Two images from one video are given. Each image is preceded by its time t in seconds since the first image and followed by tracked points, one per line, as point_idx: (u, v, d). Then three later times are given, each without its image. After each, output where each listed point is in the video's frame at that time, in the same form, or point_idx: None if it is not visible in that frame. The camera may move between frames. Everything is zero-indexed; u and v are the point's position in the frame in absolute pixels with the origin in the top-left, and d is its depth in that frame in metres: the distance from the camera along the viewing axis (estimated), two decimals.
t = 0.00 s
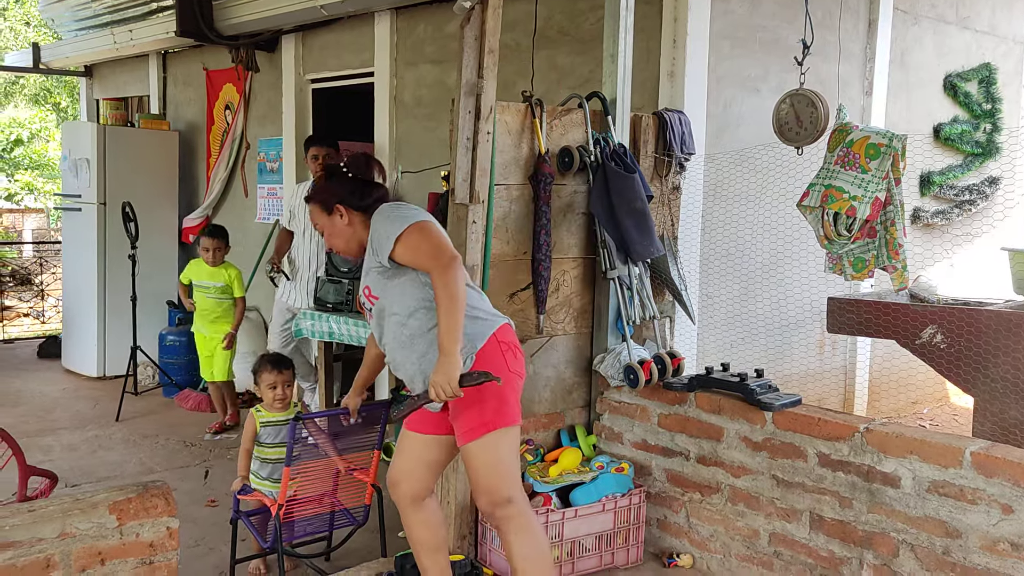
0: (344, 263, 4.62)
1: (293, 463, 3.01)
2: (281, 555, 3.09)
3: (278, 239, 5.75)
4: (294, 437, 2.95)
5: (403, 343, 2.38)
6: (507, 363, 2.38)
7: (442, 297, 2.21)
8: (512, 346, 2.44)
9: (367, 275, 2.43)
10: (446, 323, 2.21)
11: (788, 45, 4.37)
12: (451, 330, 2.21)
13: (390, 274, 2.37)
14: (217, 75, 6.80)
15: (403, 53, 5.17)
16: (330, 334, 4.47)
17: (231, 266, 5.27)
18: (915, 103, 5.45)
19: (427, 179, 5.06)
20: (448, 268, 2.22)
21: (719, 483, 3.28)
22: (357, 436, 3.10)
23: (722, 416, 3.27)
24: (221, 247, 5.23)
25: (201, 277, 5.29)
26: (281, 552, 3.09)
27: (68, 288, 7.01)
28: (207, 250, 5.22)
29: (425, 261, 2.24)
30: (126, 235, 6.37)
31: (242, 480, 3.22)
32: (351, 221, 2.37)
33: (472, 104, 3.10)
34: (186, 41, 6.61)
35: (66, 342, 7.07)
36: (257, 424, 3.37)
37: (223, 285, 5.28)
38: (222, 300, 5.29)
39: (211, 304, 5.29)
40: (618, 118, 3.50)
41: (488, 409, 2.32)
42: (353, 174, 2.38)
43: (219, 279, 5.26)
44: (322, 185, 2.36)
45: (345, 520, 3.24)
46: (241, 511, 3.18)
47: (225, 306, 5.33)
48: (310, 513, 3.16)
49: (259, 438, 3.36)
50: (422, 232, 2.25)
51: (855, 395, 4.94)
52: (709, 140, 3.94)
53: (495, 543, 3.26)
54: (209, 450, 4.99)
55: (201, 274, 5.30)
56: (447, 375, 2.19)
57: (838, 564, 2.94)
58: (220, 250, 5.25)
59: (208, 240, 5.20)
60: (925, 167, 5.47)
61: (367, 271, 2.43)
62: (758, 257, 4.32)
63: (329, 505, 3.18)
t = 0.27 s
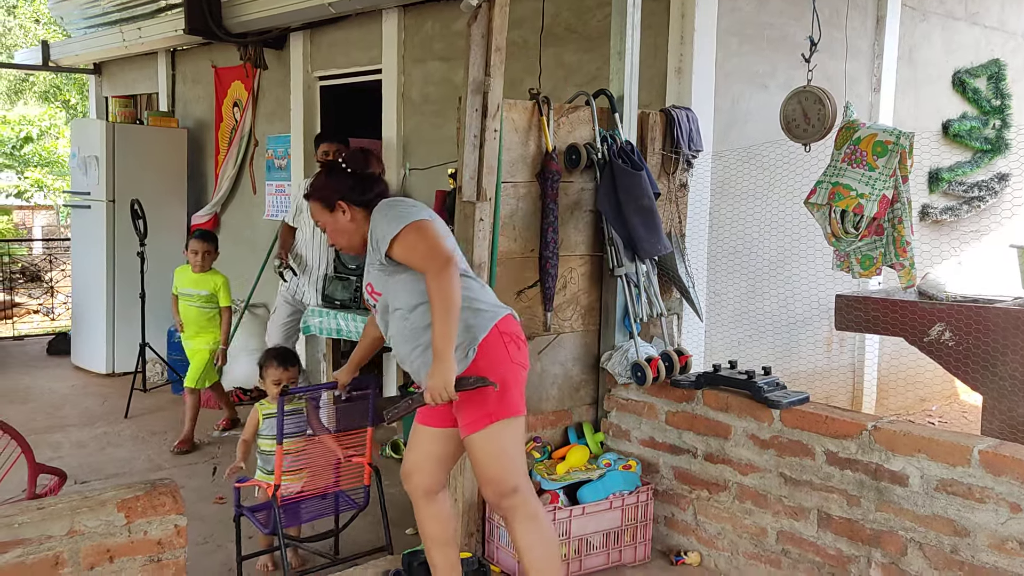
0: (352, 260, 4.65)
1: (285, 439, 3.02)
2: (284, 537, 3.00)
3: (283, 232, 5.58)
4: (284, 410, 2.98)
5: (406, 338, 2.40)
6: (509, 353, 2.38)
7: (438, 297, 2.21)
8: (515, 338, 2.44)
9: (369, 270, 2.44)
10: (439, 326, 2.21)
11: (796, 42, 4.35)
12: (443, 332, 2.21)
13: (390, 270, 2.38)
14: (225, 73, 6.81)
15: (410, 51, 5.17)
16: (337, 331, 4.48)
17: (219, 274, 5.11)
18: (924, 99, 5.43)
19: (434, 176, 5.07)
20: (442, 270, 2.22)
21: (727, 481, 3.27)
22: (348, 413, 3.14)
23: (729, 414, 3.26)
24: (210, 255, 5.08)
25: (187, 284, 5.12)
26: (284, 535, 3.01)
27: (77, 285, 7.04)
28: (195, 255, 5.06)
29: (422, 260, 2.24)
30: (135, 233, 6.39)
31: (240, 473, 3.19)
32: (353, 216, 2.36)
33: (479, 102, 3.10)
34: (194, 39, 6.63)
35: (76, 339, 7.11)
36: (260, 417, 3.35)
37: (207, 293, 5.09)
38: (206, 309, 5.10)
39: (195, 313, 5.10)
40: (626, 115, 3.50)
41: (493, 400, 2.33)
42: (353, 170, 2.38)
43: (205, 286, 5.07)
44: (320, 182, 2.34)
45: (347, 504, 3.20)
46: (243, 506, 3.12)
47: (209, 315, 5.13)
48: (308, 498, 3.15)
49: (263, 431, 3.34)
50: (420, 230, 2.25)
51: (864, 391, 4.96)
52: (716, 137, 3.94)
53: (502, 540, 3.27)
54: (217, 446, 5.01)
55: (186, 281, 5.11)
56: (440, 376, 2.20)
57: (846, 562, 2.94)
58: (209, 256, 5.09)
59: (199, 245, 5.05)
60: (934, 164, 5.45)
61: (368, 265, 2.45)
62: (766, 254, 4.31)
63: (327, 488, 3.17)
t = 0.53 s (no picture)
0: (357, 257, 4.67)
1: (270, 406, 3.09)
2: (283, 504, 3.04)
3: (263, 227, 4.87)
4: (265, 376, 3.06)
5: (414, 332, 2.40)
6: (517, 352, 2.39)
7: (450, 297, 2.21)
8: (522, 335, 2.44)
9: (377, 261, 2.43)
10: (452, 325, 2.21)
11: (803, 38, 4.33)
12: (456, 331, 2.21)
13: (401, 263, 2.37)
14: (232, 71, 6.84)
15: (416, 48, 5.17)
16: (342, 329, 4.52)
17: (200, 265, 5.03)
18: (932, 95, 5.39)
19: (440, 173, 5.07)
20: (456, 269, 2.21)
21: (732, 478, 3.27)
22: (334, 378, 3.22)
23: (735, 412, 3.26)
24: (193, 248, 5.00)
25: (167, 276, 5.03)
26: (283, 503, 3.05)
27: (88, 282, 7.09)
28: (176, 246, 4.97)
29: (435, 259, 2.23)
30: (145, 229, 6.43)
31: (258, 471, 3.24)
32: (364, 202, 2.38)
33: (483, 100, 3.10)
34: (203, 36, 6.66)
35: (86, 335, 7.17)
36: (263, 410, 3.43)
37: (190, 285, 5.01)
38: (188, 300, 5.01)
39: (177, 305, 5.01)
40: (630, 113, 3.48)
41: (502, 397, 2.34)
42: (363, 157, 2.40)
43: (188, 278, 5.00)
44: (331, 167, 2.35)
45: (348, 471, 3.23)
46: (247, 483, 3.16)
47: (192, 307, 5.05)
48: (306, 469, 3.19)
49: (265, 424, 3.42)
50: (434, 228, 2.24)
51: (871, 391, 4.90)
52: (722, 134, 3.92)
53: (507, 537, 3.29)
54: (226, 442, 5.05)
55: (167, 273, 5.02)
56: (453, 375, 2.20)
57: (851, 559, 2.93)
58: (191, 247, 5.01)
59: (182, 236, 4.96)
60: (942, 161, 5.41)
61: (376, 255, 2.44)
62: (772, 251, 4.29)
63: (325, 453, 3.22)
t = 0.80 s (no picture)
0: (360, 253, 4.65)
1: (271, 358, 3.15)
2: (283, 465, 3.01)
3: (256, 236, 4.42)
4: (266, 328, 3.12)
5: (428, 318, 2.35)
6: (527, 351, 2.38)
7: (480, 295, 2.18)
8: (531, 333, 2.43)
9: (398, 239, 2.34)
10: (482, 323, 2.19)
11: (808, 35, 4.32)
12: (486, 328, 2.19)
13: (426, 248, 2.30)
14: (235, 65, 6.82)
15: (419, 43, 5.16)
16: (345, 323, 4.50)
17: (169, 272, 4.46)
18: (938, 93, 5.38)
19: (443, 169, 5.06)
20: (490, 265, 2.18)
21: (734, 476, 3.27)
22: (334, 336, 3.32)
23: (738, 409, 3.25)
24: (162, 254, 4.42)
25: (132, 285, 4.42)
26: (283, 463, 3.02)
27: (89, 275, 7.08)
28: (141, 252, 4.36)
29: (468, 253, 2.18)
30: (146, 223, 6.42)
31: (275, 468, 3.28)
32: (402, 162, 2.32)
33: (489, 94, 3.09)
34: (205, 30, 6.64)
35: (87, 329, 7.15)
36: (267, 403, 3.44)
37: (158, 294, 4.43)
38: (156, 312, 4.42)
39: (143, 317, 4.40)
40: (635, 109, 3.48)
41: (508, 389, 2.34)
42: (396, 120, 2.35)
43: (157, 287, 4.41)
44: (379, 116, 2.28)
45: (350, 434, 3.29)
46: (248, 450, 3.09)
47: (160, 319, 4.45)
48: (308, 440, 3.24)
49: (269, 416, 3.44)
50: (471, 221, 2.19)
51: (873, 389, 4.87)
52: (727, 131, 3.92)
53: (507, 533, 3.29)
54: (227, 437, 5.04)
55: (131, 281, 4.41)
56: (481, 373, 2.20)
57: (854, 557, 2.93)
58: (158, 254, 4.40)
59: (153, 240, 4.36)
60: (947, 159, 5.40)
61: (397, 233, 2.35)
62: (775, 248, 4.30)
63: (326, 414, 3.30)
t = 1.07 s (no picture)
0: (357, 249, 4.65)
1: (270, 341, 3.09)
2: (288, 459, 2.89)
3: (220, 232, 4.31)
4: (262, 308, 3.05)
5: (449, 318, 2.25)
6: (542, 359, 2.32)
7: (526, 302, 2.13)
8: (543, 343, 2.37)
9: (430, 227, 2.20)
10: (532, 330, 2.15)
11: (807, 35, 4.33)
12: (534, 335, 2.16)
13: (463, 246, 2.18)
14: (234, 61, 6.81)
15: (419, 40, 5.16)
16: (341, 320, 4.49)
17: (136, 264, 4.36)
18: (936, 94, 5.40)
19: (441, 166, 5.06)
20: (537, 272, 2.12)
21: (731, 474, 3.27)
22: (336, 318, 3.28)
23: (735, 408, 3.26)
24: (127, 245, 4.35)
25: (97, 278, 4.27)
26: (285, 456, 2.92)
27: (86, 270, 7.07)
28: (108, 243, 4.27)
29: (515, 261, 2.11)
30: (144, 219, 6.41)
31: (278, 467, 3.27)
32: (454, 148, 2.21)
33: (489, 91, 3.09)
34: (205, 26, 6.63)
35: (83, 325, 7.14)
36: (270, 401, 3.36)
37: (126, 286, 4.30)
38: (126, 304, 4.28)
39: (110, 309, 4.25)
40: (634, 107, 3.48)
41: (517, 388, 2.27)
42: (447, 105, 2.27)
43: (125, 278, 4.29)
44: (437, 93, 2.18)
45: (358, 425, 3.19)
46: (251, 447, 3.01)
47: (128, 312, 4.31)
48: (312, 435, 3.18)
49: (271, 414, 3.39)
50: (518, 229, 2.11)
51: (870, 388, 4.90)
52: (725, 130, 3.92)
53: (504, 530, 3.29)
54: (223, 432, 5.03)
55: (97, 273, 4.27)
56: (529, 381, 2.18)
57: (849, 556, 2.94)
58: (124, 245, 4.34)
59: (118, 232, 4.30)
60: (945, 160, 5.42)
61: (429, 221, 2.21)
62: (773, 248, 4.30)
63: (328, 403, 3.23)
